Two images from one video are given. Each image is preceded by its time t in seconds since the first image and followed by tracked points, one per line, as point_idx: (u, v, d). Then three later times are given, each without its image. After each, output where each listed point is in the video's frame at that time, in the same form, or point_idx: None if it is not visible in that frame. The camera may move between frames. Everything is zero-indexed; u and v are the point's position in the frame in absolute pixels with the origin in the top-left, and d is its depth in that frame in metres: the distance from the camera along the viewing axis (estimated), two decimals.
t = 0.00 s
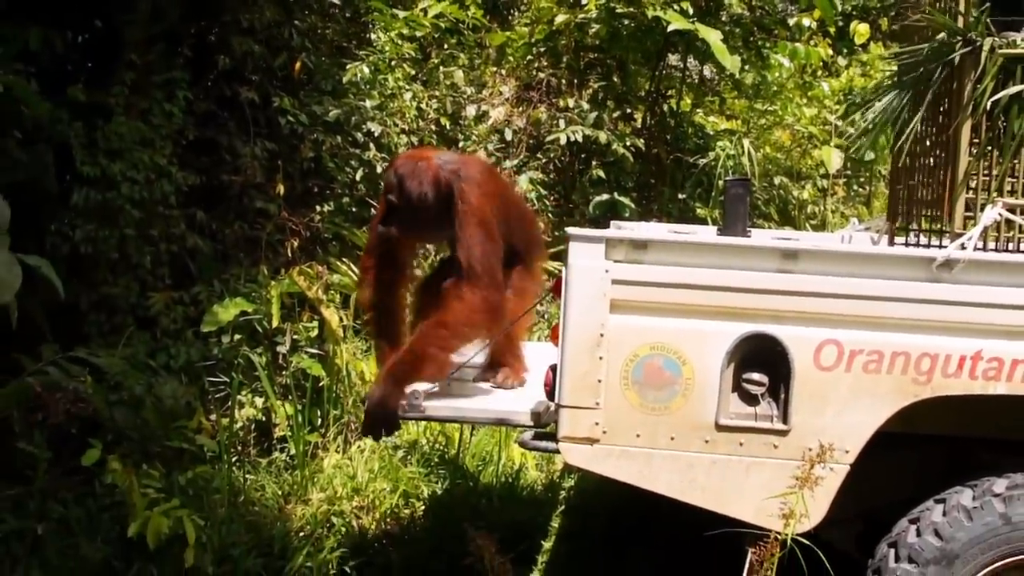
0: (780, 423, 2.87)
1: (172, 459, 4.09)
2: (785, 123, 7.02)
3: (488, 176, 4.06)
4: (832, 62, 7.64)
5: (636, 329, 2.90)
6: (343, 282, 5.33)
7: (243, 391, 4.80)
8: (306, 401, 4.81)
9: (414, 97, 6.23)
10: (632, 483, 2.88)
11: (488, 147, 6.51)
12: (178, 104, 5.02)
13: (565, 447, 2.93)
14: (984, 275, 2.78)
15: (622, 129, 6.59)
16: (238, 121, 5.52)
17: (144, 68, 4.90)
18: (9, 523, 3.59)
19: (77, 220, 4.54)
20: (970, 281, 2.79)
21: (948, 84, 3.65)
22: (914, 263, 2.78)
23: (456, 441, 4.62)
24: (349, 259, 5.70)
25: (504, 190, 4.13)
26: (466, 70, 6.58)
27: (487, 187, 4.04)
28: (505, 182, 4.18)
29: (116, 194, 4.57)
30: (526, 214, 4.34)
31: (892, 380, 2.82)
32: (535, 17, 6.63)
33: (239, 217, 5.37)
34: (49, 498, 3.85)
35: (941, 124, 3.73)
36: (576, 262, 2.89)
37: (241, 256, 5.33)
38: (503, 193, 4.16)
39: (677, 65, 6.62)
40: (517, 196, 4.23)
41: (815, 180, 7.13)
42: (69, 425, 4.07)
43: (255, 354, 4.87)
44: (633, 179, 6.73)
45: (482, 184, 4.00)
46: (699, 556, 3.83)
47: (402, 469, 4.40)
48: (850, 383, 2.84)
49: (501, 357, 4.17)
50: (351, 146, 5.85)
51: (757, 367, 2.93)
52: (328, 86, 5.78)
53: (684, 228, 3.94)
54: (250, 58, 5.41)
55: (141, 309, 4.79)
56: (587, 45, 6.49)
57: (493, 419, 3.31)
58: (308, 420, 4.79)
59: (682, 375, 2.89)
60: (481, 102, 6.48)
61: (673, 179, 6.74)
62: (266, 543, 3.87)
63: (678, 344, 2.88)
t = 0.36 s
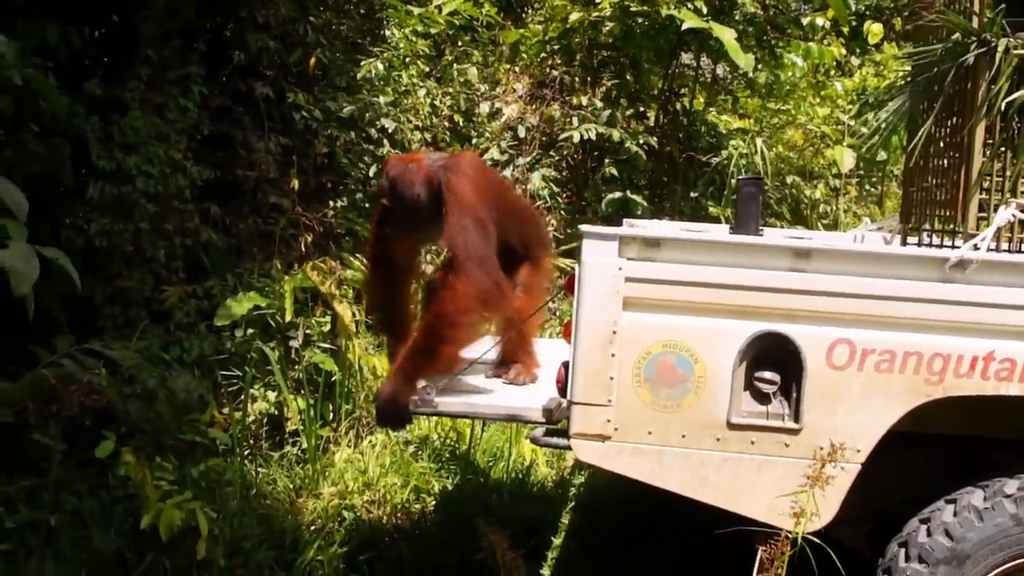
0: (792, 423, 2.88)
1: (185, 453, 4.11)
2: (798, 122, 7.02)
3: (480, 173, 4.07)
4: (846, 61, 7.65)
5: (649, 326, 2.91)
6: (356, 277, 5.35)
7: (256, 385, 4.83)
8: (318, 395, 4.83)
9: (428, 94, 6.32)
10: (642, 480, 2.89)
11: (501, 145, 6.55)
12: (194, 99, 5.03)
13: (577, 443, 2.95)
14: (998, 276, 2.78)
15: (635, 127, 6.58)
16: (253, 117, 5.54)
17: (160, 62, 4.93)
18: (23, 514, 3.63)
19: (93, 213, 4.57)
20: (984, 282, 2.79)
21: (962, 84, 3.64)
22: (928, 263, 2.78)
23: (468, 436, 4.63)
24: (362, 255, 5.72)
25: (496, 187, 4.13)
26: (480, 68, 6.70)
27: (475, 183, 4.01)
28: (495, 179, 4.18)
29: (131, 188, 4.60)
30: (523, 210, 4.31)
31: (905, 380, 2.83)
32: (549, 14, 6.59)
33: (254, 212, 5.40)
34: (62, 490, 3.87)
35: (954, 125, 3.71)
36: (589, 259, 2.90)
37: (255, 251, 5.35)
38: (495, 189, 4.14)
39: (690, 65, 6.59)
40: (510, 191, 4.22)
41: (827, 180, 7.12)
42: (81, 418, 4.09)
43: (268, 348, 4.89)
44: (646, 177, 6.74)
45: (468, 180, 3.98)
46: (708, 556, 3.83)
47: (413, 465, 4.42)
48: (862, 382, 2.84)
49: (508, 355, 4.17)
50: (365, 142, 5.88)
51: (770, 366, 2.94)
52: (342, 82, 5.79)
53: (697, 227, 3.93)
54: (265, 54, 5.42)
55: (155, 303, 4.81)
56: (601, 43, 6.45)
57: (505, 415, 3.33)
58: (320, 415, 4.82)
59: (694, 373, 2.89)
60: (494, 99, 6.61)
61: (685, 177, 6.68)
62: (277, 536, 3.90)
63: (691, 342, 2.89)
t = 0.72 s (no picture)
0: (803, 417, 2.87)
1: (195, 446, 4.16)
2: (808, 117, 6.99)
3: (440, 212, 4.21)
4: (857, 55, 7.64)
5: (660, 320, 2.90)
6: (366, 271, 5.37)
7: (267, 379, 4.86)
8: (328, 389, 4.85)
9: (437, 88, 6.46)
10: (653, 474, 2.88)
11: (510, 140, 6.58)
12: (203, 95, 5.06)
13: (587, 437, 2.95)
14: (1010, 270, 2.76)
15: (644, 122, 6.58)
16: (262, 112, 5.55)
17: (169, 58, 4.94)
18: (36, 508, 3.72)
19: (102, 209, 4.58)
20: (996, 277, 2.78)
21: (976, 78, 3.60)
22: (940, 258, 2.77)
23: (478, 431, 4.63)
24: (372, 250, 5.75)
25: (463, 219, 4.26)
26: (489, 63, 6.74)
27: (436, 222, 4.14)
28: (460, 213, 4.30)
29: (141, 184, 4.60)
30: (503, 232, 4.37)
31: (915, 376, 2.82)
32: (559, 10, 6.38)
33: (264, 206, 5.40)
34: (74, 484, 3.96)
35: (966, 118, 3.68)
36: (600, 252, 2.89)
37: (264, 246, 5.37)
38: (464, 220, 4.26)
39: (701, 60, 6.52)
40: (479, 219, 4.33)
41: (838, 175, 7.19)
42: (93, 412, 4.15)
43: (278, 342, 4.92)
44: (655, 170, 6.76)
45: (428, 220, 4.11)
46: (720, 551, 3.83)
47: (423, 459, 4.43)
48: (874, 377, 2.84)
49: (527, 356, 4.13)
50: (374, 137, 5.90)
51: (781, 360, 2.93)
52: (352, 77, 5.79)
53: (706, 221, 3.91)
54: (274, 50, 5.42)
55: (165, 298, 4.82)
56: (610, 39, 6.39)
57: (514, 409, 3.35)
58: (331, 409, 4.83)
59: (705, 367, 2.89)
60: (503, 94, 6.61)
61: (695, 171, 6.76)
62: (288, 531, 3.94)
63: (701, 336, 2.89)
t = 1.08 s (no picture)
0: (826, 404, 2.87)
1: (215, 422, 4.17)
2: (834, 105, 7.01)
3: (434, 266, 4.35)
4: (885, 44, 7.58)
5: (684, 304, 2.90)
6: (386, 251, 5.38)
7: (287, 357, 4.89)
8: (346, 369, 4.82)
9: (459, 71, 6.47)
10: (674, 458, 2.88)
11: (531, 123, 6.57)
12: (225, 75, 5.07)
13: (608, 419, 2.94)
14: None
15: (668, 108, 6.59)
16: (284, 92, 5.56)
17: (191, 38, 4.95)
18: (58, 479, 3.86)
19: (124, 186, 4.61)
20: None
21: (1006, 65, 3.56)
22: (967, 247, 2.77)
23: (497, 413, 4.65)
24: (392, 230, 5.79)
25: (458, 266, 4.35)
26: (512, 45, 6.70)
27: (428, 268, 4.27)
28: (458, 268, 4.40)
29: (164, 162, 4.63)
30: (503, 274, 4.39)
31: (941, 365, 2.81)
32: None
33: (285, 186, 5.44)
34: (96, 457, 4.04)
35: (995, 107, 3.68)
36: (626, 232, 2.89)
37: (286, 225, 5.42)
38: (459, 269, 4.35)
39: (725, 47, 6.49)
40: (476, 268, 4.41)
41: (863, 164, 7.13)
42: (115, 387, 4.26)
43: (299, 321, 4.96)
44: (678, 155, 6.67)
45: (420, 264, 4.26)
46: (738, 535, 3.82)
47: (441, 439, 4.41)
48: (898, 366, 2.83)
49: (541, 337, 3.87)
50: (396, 119, 5.95)
51: (804, 347, 2.93)
52: (374, 59, 5.85)
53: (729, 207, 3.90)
54: (296, 30, 5.43)
55: (187, 276, 4.85)
56: (635, 22, 6.29)
57: (535, 389, 3.36)
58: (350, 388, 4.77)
59: (728, 352, 2.89)
60: (526, 77, 6.61)
61: (718, 156, 6.70)
62: (307, 506, 4.02)
63: (726, 321, 2.88)
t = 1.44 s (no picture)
0: (919, 324, 2.78)
1: (301, 326, 4.30)
2: (937, 23, 6.70)
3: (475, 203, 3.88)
4: None
5: (777, 217, 2.81)
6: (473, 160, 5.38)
7: (371, 264, 4.93)
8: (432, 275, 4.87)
9: None
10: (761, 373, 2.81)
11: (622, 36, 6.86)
12: None
13: (693, 331, 2.88)
14: None
15: (762, 22, 6.44)
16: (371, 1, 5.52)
17: None
18: (148, 379, 3.97)
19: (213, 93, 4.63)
20: None
21: None
22: None
23: (578, 326, 4.68)
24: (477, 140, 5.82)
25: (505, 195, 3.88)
26: None
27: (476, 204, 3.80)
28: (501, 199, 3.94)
29: (251, 70, 4.66)
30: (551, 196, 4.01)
31: None
32: None
33: (370, 96, 5.46)
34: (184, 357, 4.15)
35: None
36: (720, 143, 2.78)
37: (371, 134, 5.44)
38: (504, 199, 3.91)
39: None
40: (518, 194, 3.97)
41: (963, 87, 6.64)
42: (202, 289, 4.32)
43: (383, 228, 5.00)
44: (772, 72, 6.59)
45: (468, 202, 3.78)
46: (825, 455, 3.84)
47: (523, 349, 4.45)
48: (996, 287, 2.75)
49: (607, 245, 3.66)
50: (483, 29, 5.97)
51: (898, 265, 2.83)
52: None
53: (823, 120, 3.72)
54: None
55: (273, 183, 4.92)
56: None
57: (621, 300, 3.12)
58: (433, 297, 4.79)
59: (820, 268, 2.81)
60: None
61: (814, 75, 6.52)
62: (389, 411, 4.05)
63: (819, 236, 2.80)
